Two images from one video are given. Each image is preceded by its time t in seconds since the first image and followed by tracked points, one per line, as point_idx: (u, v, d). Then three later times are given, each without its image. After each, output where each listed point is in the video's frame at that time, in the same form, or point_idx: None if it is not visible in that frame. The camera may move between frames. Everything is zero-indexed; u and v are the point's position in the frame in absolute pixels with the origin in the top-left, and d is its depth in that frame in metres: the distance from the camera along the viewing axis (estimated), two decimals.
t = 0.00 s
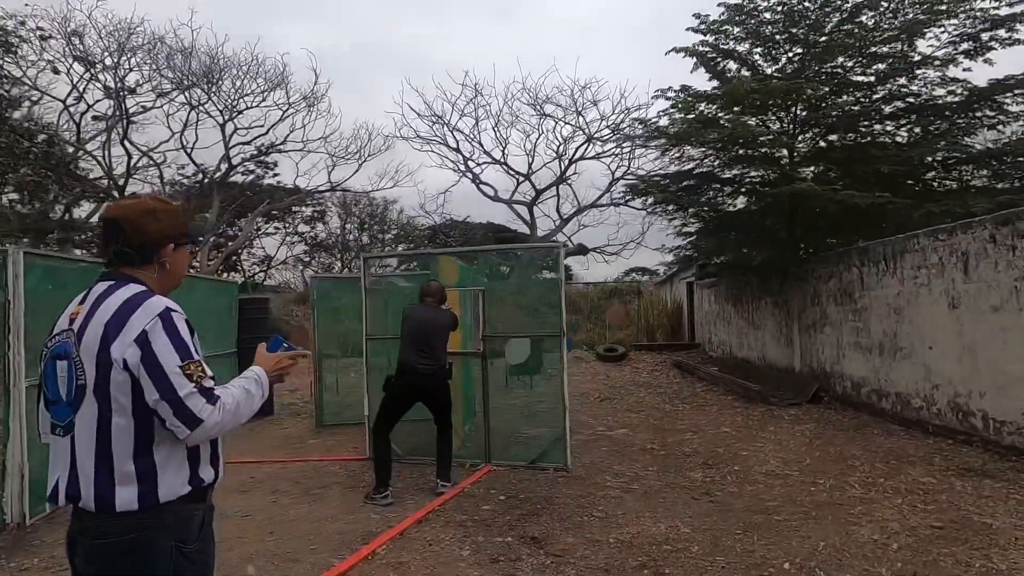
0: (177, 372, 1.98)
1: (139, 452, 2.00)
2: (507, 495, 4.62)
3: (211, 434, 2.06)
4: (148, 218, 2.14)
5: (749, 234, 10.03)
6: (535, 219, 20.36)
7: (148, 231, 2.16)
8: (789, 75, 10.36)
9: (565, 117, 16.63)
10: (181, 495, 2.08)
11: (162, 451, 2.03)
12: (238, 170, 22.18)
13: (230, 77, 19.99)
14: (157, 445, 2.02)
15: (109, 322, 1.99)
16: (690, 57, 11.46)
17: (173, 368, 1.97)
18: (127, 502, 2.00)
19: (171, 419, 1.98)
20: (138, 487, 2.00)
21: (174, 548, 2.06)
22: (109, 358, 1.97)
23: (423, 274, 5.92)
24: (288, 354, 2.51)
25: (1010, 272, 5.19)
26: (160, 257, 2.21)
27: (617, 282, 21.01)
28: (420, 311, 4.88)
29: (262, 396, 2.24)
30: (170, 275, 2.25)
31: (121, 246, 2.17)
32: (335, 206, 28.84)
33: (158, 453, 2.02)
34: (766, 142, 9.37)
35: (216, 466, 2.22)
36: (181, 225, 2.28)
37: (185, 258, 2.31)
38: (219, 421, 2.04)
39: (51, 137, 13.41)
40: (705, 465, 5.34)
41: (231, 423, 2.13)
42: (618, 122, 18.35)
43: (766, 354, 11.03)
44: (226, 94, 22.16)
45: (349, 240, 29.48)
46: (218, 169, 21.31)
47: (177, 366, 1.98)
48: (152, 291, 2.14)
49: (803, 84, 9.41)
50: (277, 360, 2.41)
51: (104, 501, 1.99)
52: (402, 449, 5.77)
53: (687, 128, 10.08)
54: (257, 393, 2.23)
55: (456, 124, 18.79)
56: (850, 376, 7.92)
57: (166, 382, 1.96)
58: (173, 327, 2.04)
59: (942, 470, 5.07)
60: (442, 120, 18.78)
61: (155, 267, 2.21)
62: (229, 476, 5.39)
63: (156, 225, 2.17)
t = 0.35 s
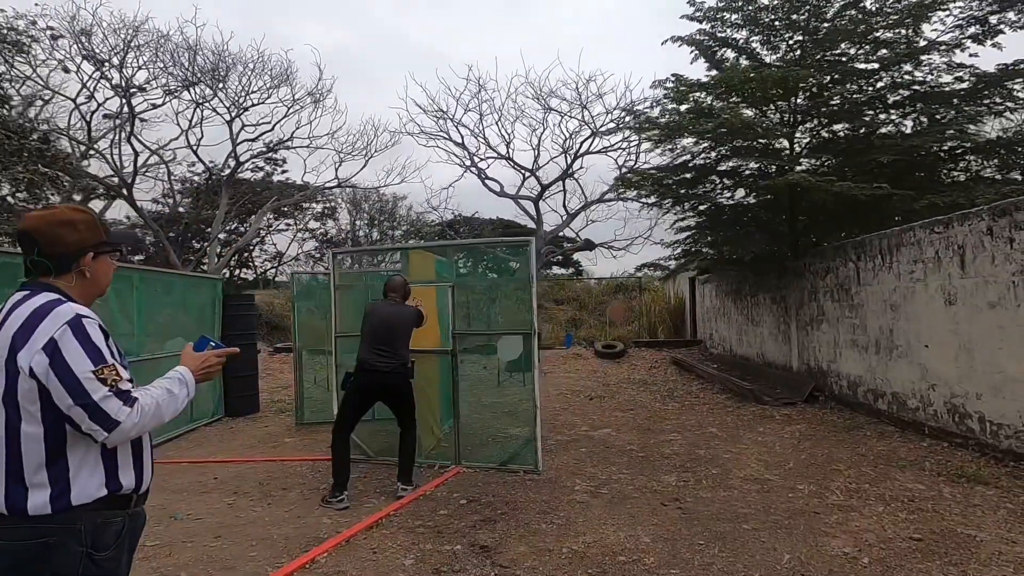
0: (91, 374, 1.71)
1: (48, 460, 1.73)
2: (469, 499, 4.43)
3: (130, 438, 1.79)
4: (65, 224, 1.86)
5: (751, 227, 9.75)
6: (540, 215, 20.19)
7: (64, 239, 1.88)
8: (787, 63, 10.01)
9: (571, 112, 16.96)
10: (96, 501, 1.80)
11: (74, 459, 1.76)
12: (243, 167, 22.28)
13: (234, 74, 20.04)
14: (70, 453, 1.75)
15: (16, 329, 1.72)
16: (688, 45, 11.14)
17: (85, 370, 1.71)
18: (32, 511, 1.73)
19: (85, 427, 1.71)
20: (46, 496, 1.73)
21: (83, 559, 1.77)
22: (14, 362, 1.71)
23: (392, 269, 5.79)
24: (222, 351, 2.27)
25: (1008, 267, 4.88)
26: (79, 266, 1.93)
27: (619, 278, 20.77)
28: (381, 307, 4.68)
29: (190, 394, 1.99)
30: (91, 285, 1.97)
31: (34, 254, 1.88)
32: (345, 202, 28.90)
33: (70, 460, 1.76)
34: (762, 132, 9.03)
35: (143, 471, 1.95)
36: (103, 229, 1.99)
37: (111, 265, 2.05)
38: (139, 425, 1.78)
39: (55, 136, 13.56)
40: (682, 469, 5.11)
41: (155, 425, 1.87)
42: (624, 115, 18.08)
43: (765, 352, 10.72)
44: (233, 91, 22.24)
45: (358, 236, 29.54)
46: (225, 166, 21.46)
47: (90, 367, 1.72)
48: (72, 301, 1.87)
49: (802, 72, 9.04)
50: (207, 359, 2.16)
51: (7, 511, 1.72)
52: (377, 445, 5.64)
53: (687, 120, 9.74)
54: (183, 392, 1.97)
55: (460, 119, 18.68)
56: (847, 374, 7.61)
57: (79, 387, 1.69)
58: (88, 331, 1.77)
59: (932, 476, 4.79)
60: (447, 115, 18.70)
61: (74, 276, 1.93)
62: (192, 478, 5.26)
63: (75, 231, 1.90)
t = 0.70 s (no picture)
0: (47, 375, 1.73)
1: (16, 453, 1.76)
2: (450, 503, 4.28)
3: (86, 435, 1.80)
4: (31, 226, 1.89)
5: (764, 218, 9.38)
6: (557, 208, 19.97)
7: (31, 241, 1.91)
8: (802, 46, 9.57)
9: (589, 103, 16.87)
10: (67, 489, 1.83)
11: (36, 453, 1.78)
12: (262, 165, 22.50)
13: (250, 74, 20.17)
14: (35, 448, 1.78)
15: None
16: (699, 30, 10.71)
17: (44, 371, 1.73)
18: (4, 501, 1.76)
19: (40, 424, 1.73)
20: (19, 486, 1.77)
21: (68, 536, 1.82)
22: None
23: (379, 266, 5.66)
24: (190, 355, 2.25)
25: None
26: (47, 266, 1.97)
27: (634, 271, 20.38)
28: (360, 304, 4.54)
29: (152, 397, 1.97)
30: (59, 284, 2.01)
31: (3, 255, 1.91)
32: (364, 198, 28.99)
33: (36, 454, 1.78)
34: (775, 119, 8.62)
35: (113, 461, 1.98)
36: (71, 232, 2.03)
37: (79, 266, 2.08)
38: (93, 424, 1.78)
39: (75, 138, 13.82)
40: (679, 472, 4.87)
41: (114, 425, 1.87)
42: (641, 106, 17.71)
43: (779, 348, 10.35)
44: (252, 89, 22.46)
45: (377, 232, 29.63)
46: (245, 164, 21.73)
47: (48, 369, 1.74)
48: (39, 301, 1.90)
49: (817, 53, 8.58)
50: (172, 361, 2.14)
51: None
52: (360, 445, 5.51)
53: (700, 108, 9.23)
54: (145, 393, 1.95)
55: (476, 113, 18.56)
56: (862, 371, 7.25)
57: (34, 386, 1.71)
58: (49, 331, 1.79)
59: (944, 482, 4.48)
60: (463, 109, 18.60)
61: (42, 276, 1.97)
62: (179, 477, 5.23)
63: (42, 233, 1.93)
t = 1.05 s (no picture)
0: (43, 365, 1.73)
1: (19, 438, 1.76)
2: (450, 500, 4.11)
3: (78, 427, 1.80)
4: (27, 216, 1.88)
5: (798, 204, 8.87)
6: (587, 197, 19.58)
7: (32, 231, 1.90)
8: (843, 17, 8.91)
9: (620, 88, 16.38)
10: (73, 473, 1.84)
11: (37, 441, 1.78)
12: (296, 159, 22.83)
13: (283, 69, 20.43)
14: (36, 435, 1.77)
15: None
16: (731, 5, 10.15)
17: (40, 361, 1.73)
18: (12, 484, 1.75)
19: (34, 415, 1.73)
20: (27, 468, 1.76)
21: (79, 516, 1.83)
22: None
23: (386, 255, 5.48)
24: (190, 350, 2.34)
25: None
26: (49, 256, 1.95)
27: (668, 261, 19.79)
28: (361, 293, 4.38)
29: (149, 391, 1.96)
30: (61, 273, 2.00)
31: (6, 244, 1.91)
32: (398, 190, 29.16)
33: (37, 441, 1.78)
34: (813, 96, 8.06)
35: (113, 449, 1.98)
36: (73, 221, 2.01)
37: (82, 255, 2.06)
38: (83, 416, 1.77)
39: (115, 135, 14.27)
40: (695, 472, 4.57)
41: (108, 416, 1.86)
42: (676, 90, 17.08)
43: (816, 340, 9.78)
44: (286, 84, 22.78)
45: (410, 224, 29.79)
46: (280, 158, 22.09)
47: (45, 360, 1.74)
48: (42, 290, 1.90)
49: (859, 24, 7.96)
50: (173, 356, 2.22)
51: None
52: (367, 435, 5.38)
53: (730, 87, 8.72)
54: (142, 386, 1.93)
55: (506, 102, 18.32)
56: (904, 366, 6.73)
57: (28, 375, 1.71)
58: (49, 322, 1.78)
59: (995, 489, 4.04)
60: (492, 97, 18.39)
61: (44, 265, 1.95)
62: (187, 467, 5.24)
63: (46, 224, 1.92)
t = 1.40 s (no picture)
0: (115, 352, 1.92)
1: (96, 421, 1.96)
2: (460, 500, 4.01)
3: (146, 409, 1.99)
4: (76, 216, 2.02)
5: (841, 190, 8.36)
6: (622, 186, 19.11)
7: (81, 229, 2.04)
8: None
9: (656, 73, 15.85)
10: (141, 455, 2.04)
11: (113, 423, 1.98)
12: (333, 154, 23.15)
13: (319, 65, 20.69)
14: (111, 419, 1.97)
15: (56, 310, 1.92)
16: None
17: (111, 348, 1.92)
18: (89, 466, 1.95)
19: (109, 399, 1.93)
20: (103, 450, 1.96)
21: (143, 499, 2.02)
22: (53, 344, 1.91)
23: (399, 249, 5.38)
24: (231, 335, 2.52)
25: None
26: (96, 251, 2.10)
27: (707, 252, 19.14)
28: (372, 289, 4.29)
29: (201, 375, 2.16)
30: (108, 266, 2.14)
31: (59, 243, 2.06)
32: (434, 183, 29.26)
33: (111, 424, 1.98)
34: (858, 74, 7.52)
35: (171, 433, 2.18)
36: (120, 220, 2.16)
37: (126, 251, 2.21)
38: (153, 398, 1.97)
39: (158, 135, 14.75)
40: (719, 476, 4.32)
41: (171, 399, 2.06)
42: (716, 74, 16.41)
43: (861, 334, 9.22)
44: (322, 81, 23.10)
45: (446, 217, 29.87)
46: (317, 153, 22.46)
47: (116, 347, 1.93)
48: (95, 284, 2.05)
49: None
50: (220, 341, 2.30)
51: (69, 466, 1.94)
52: (383, 429, 5.31)
53: (767, 66, 8.23)
54: (197, 370, 2.14)
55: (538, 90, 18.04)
56: (957, 363, 6.24)
57: (103, 361, 1.91)
58: (113, 313, 1.97)
59: None
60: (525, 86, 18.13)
61: (92, 260, 2.10)
62: (210, 459, 5.34)
63: (92, 222, 2.06)
